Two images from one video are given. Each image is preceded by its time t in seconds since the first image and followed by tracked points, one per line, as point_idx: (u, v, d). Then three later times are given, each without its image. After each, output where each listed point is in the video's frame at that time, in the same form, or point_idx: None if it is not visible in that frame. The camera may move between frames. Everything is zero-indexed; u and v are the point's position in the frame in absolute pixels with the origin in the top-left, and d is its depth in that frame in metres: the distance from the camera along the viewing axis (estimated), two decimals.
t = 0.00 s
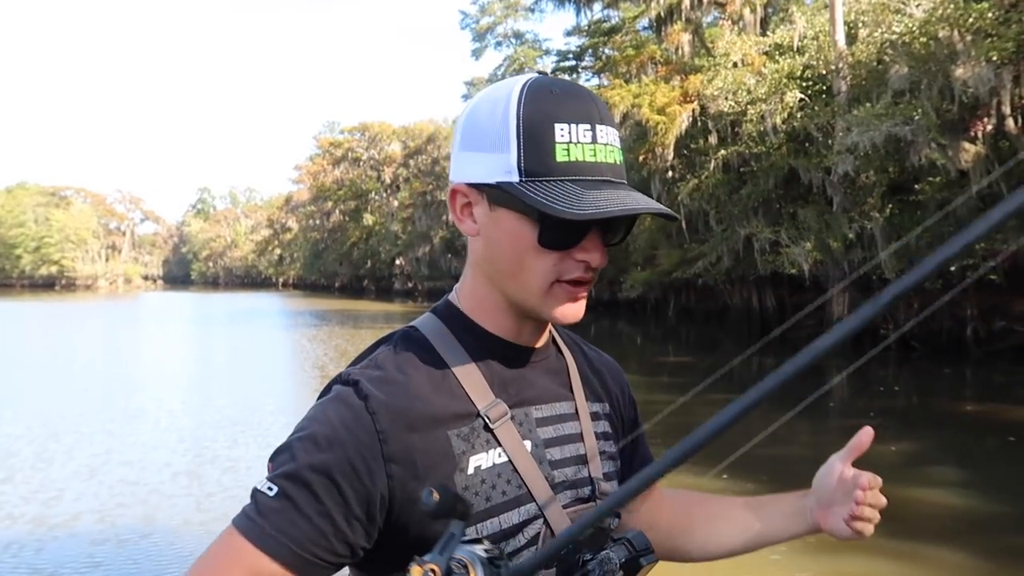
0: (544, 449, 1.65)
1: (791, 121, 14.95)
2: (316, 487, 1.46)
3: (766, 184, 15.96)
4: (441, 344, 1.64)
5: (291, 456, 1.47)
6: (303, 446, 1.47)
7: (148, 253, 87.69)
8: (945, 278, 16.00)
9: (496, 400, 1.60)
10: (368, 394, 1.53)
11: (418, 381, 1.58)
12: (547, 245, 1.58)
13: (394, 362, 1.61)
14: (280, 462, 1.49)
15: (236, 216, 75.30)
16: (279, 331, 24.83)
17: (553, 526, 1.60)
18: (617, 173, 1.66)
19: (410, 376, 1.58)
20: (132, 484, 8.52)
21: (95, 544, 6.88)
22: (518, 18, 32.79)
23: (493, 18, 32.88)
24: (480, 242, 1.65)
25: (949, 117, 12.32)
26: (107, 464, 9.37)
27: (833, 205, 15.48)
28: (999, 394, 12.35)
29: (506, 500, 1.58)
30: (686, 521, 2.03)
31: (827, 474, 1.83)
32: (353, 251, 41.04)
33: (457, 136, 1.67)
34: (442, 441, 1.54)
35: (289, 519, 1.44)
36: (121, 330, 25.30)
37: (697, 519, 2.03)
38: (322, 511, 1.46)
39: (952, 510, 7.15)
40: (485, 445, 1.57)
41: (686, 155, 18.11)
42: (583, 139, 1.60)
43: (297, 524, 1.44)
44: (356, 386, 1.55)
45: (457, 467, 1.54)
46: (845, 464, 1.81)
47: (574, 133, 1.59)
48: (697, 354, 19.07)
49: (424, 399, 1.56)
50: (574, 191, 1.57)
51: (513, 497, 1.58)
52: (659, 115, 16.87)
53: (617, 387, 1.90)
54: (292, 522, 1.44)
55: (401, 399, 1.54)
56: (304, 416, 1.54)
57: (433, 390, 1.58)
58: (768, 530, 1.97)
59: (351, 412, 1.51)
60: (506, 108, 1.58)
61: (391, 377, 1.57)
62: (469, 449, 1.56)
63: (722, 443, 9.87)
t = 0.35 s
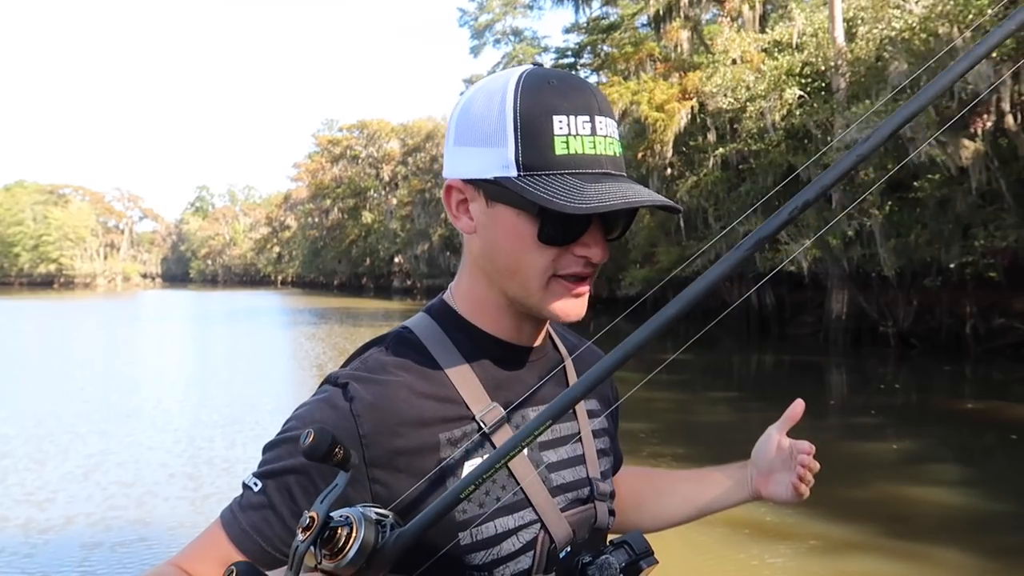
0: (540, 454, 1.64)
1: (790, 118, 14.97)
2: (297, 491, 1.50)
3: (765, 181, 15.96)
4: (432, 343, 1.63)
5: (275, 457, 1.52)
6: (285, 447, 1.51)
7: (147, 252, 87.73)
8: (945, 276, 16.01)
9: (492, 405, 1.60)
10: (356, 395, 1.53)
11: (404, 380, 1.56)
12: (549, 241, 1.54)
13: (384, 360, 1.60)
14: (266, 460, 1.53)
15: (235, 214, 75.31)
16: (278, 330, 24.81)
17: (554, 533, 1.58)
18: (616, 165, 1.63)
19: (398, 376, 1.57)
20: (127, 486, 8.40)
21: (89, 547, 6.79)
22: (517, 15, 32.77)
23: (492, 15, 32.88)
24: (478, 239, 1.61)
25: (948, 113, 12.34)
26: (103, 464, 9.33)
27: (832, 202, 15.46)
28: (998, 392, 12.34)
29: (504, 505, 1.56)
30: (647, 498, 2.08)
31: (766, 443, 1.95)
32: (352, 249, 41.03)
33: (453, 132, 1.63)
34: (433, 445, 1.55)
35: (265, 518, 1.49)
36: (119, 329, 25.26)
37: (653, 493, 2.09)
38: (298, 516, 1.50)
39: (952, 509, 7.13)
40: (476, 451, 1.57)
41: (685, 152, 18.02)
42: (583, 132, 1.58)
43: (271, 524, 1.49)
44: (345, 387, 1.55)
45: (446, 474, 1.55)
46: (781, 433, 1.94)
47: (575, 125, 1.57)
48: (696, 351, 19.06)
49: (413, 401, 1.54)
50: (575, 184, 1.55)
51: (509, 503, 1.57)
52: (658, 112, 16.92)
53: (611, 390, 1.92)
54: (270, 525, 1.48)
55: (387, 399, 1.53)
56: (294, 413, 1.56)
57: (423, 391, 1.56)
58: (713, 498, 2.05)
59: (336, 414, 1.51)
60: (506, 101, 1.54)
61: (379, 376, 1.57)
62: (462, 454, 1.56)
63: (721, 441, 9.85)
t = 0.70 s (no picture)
0: (538, 453, 1.62)
1: (789, 117, 14.96)
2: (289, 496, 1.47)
3: (763, 180, 15.95)
4: (429, 346, 1.60)
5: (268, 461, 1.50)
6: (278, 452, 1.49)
7: (146, 251, 87.68)
8: (943, 275, 16.00)
9: (487, 406, 1.58)
10: (349, 399, 1.51)
11: (397, 384, 1.54)
12: (583, 229, 1.59)
13: (379, 364, 1.57)
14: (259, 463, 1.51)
15: (234, 214, 75.24)
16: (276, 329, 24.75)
17: (553, 532, 1.57)
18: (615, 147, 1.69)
19: (392, 379, 1.54)
20: (120, 488, 8.30)
21: (79, 549, 6.66)
22: (515, 14, 32.76)
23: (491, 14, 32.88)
24: (503, 242, 1.60)
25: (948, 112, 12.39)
26: (96, 465, 9.21)
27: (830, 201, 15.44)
28: (997, 391, 12.32)
29: (501, 507, 1.54)
30: (638, 480, 2.06)
31: (753, 420, 1.93)
32: (350, 248, 41.02)
33: (449, 139, 1.58)
34: (427, 446, 1.53)
35: (255, 522, 1.47)
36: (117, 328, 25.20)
37: (642, 474, 2.07)
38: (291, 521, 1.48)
39: (951, 510, 7.12)
40: (470, 452, 1.55)
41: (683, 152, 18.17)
42: (592, 118, 1.62)
43: (262, 527, 1.47)
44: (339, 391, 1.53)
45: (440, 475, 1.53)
46: (768, 410, 1.92)
47: (584, 113, 1.61)
48: (694, 351, 19.04)
49: (407, 404, 1.52)
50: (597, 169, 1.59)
51: (507, 504, 1.55)
52: (656, 111, 16.88)
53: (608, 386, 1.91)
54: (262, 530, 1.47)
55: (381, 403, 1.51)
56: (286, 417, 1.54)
57: (418, 393, 1.54)
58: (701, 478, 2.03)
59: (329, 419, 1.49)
60: (523, 99, 1.55)
61: (374, 378, 1.54)
62: (457, 456, 1.55)
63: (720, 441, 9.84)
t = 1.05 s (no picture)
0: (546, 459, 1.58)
1: (786, 116, 14.98)
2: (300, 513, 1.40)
3: (761, 179, 15.96)
4: (437, 354, 1.54)
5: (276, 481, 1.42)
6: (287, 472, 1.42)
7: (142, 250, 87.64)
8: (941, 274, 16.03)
9: (496, 413, 1.52)
10: (353, 415, 1.45)
11: (402, 395, 1.47)
12: (610, 229, 1.60)
13: (383, 376, 1.50)
14: (268, 480, 1.44)
15: (231, 212, 75.25)
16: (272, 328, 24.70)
17: (564, 538, 1.53)
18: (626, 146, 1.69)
19: (396, 392, 1.48)
20: (113, 492, 8.21)
21: (68, 556, 6.53)
22: (512, 13, 32.76)
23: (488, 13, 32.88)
24: (534, 245, 1.56)
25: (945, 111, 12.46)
26: (90, 467, 9.13)
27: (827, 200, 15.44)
28: (994, 391, 12.32)
29: (511, 516, 1.50)
30: (631, 474, 2.01)
31: (742, 411, 1.93)
32: (347, 248, 41.02)
33: (484, 139, 1.51)
34: (438, 457, 1.46)
35: (267, 539, 1.39)
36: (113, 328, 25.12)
37: (634, 467, 2.03)
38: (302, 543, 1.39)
39: (951, 510, 7.11)
40: (482, 462, 1.50)
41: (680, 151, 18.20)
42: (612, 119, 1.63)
43: (274, 545, 1.39)
44: (345, 407, 1.46)
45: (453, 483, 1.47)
46: (756, 402, 1.92)
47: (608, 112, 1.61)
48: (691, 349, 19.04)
49: (417, 416, 1.46)
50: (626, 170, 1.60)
51: (518, 512, 1.51)
52: (654, 110, 16.81)
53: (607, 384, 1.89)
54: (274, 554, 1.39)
55: (388, 417, 1.45)
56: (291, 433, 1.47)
57: (426, 404, 1.48)
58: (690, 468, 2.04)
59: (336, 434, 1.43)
60: (561, 98, 1.52)
61: (377, 392, 1.48)
62: (469, 466, 1.49)
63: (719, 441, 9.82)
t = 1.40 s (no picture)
0: (548, 448, 1.52)
1: (782, 115, 14.97)
2: (372, 525, 1.32)
3: (757, 178, 15.95)
4: (436, 347, 1.49)
5: (332, 504, 1.32)
6: (343, 490, 1.32)
7: (138, 249, 87.46)
8: (937, 273, 16.04)
9: (498, 400, 1.46)
10: (377, 419, 1.36)
11: (423, 395, 1.42)
12: (522, 209, 1.49)
13: (397, 378, 1.42)
14: (316, 508, 1.33)
15: (227, 211, 75.15)
16: (267, 327, 24.62)
17: (567, 528, 1.47)
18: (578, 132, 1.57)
19: (417, 392, 1.41)
20: (104, 494, 8.04)
21: (55, 563, 6.30)
22: (508, 11, 32.71)
23: (484, 11, 32.83)
24: (454, 231, 1.55)
25: (942, 110, 12.44)
26: (80, 468, 8.96)
27: (823, 199, 15.42)
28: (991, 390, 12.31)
29: (518, 504, 1.43)
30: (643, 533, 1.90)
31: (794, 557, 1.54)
32: (343, 247, 40.98)
33: (421, 136, 1.59)
34: (459, 452, 1.40)
35: None
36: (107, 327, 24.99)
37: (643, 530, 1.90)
38: (391, 546, 1.33)
39: (951, 511, 7.09)
40: (494, 448, 1.43)
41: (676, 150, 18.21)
42: (537, 101, 1.52)
43: None
44: (363, 416, 1.36)
45: (470, 473, 1.40)
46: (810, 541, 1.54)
47: (526, 94, 1.52)
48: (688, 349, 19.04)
49: (431, 408, 1.40)
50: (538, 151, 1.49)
51: (523, 499, 1.44)
52: (649, 109, 16.73)
53: (608, 378, 1.84)
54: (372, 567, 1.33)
55: (412, 415, 1.38)
56: (314, 458, 1.36)
57: (436, 397, 1.42)
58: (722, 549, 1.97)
59: (366, 444, 1.33)
60: (462, 85, 1.51)
61: (394, 395, 1.40)
62: (485, 452, 1.42)
63: (716, 441, 9.79)
